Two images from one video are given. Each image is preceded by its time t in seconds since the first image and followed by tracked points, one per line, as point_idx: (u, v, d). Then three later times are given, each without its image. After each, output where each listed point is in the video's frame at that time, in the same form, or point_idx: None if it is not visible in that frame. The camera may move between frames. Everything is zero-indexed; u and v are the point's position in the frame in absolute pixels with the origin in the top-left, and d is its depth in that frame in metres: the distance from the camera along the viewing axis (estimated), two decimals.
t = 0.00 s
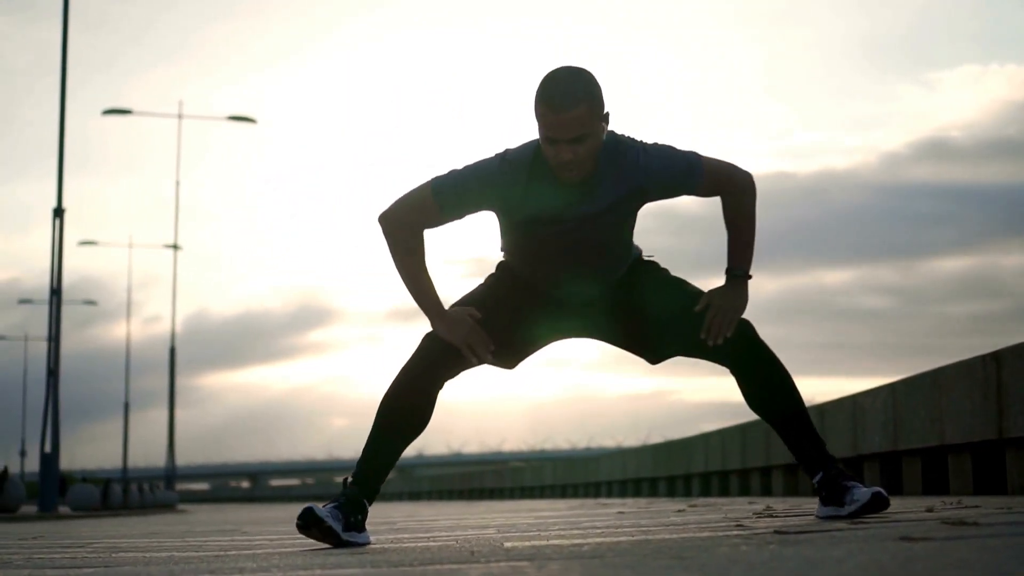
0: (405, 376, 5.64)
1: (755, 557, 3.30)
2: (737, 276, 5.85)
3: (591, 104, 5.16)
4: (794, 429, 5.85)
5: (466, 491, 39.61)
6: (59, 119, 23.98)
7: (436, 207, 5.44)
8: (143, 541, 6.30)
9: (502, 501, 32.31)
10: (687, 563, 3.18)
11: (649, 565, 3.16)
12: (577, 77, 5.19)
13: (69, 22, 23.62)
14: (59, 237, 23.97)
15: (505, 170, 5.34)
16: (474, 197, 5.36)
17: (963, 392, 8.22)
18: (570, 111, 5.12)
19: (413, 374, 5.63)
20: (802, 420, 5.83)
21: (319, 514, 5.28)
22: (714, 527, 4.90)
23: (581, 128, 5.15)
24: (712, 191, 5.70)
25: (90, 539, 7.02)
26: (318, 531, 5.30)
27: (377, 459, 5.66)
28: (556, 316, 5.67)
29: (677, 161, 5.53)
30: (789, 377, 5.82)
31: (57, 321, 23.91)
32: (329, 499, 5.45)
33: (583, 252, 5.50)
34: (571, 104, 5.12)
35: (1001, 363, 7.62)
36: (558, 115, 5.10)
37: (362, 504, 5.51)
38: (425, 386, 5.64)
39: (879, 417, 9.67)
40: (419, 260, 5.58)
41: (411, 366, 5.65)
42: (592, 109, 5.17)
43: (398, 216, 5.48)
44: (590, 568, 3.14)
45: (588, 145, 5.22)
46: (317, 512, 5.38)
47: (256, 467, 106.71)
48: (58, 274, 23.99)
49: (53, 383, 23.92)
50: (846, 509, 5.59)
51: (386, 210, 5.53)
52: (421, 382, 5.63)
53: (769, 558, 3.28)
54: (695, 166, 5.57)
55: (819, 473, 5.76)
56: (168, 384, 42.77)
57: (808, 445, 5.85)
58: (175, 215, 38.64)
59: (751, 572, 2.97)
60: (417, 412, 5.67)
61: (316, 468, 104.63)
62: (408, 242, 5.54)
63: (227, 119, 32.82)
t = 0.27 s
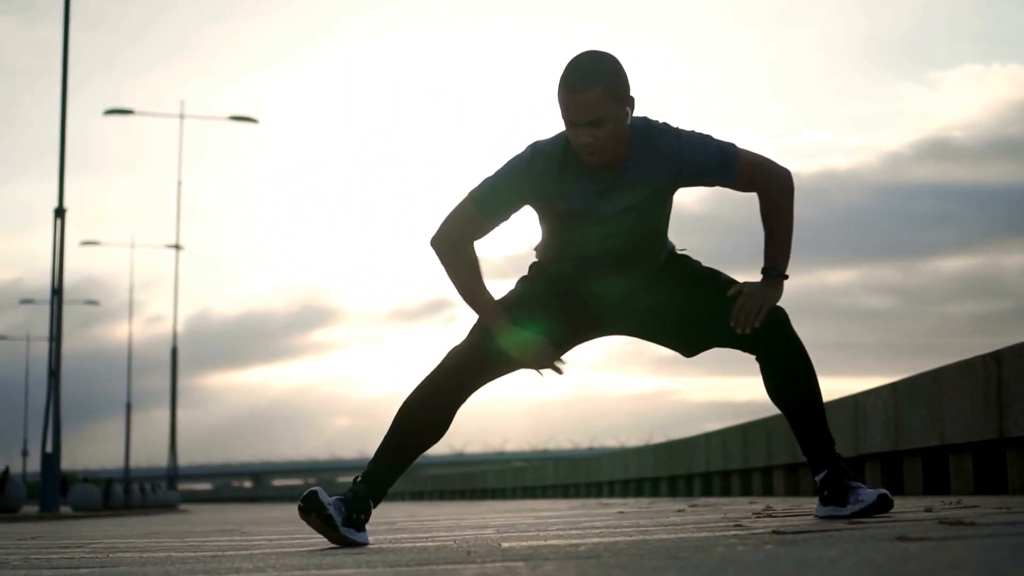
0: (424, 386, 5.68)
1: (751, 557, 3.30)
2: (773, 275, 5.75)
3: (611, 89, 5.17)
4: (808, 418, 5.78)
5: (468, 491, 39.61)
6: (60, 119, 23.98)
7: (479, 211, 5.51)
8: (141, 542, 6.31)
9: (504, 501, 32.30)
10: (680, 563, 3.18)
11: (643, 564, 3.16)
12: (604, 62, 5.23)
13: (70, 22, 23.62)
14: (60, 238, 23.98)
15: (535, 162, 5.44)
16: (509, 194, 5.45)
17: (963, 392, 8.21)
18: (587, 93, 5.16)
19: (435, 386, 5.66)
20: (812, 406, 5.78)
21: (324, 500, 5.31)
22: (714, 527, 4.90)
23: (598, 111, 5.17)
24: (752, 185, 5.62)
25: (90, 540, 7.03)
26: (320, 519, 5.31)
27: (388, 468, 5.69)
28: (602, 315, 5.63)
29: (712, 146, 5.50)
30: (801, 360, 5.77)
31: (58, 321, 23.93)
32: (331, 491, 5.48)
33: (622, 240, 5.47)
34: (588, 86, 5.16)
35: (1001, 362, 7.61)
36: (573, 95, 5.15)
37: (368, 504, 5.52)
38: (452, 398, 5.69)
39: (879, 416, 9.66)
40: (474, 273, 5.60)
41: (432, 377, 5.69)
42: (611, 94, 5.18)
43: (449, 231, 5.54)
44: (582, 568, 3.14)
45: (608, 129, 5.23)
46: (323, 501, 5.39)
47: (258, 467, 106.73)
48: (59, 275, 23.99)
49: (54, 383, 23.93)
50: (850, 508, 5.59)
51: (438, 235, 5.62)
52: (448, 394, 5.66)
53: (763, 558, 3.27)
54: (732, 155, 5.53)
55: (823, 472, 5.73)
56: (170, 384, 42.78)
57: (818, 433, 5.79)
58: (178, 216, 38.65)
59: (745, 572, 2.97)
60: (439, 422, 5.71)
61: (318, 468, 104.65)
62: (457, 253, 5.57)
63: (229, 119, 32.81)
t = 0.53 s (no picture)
0: (445, 397, 5.69)
1: (750, 558, 3.31)
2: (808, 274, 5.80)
3: (635, 85, 5.17)
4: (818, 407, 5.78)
5: (473, 491, 39.60)
6: (66, 120, 23.99)
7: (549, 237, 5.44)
8: (143, 542, 6.31)
9: (509, 501, 32.30)
10: (680, 563, 3.19)
11: (641, 565, 3.18)
12: (634, 60, 5.24)
13: (74, 22, 23.64)
14: (65, 238, 24.00)
15: (574, 172, 5.41)
16: (560, 212, 5.41)
17: (968, 392, 8.19)
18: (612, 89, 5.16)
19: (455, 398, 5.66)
20: (820, 395, 5.76)
21: (327, 486, 5.38)
22: (717, 528, 4.93)
23: (622, 107, 5.16)
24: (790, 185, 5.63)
25: (94, 540, 7.05)
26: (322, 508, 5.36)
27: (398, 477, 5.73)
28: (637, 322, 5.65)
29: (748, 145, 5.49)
30: (810, 349, 5.74)
31: (63, 322, 23.95)
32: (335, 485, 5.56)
33: (660, 243, 5.49)
34: (614, 82, 5.17)
35: (1006, 363, 7.60)
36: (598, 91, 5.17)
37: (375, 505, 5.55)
38: (472, 410, 5.70)
39: (884, 417, 9.65)
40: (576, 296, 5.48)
41: (452, 390, 5.69)
42: (636, 90, 5.18)
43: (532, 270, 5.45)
44: (581, 570, 3.14)
45: (634, 126, 5.22)
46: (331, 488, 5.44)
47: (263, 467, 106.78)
48: (63, 275, 24.00)
49: (59, 383, 23.95)
50: (853, 509, 5.55)
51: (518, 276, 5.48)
52: (467, 404, 5.67)
53: (762, 559, 3.28)
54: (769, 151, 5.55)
55: (828, 470, 5.70)
56: (175, 385, 42.80)
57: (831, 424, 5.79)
58: (183, 216, 38.66)
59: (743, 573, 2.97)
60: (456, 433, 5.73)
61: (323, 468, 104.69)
62: (540, 285, 5.48)
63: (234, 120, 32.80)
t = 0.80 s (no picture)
0: (462, 403, 5.71)
1: (749, 559, 3.33)
2: (837, 277, 5.88)
3: (658, 95, 5.22)
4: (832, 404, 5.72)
5: (478, 492, 39.61)
6: (71, 120, 24.02)
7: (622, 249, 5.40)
8: (147, 544, 6.33)
9: (515, 501, 32.30)
10: (678, 565, 3.19)
11: (640, 566, 3.19)
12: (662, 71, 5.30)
13: (80, 22, 23.65)
14: (70, 239, 24.02)
15: (614, 186, 5.43)
16: (614, 224, 5.38)
17: (973, 392, 8.18)
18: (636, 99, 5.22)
19: (470, 405, 5.67)
20: (828, 391, 5.71)
21: (330, 471, 5.49)
22: (717, 528, 4.97)
23: (644, 116, 5.20)
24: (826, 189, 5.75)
25: (100, 540, 7.07)
26: (322, 493, 5.45)
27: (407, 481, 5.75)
28: (660, 327, 5.68)
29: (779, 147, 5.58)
30: (819, 343, 5.70)
31: (68, 322, 23.97)
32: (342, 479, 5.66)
33: (696, 244, 5.48)
34: (638, 92, 5.22)
35: (1011, 364, 7.59)
36: (621, 100, 5.22)
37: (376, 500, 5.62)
38: (489, 419, 5.70)
39: (889, 417, 9.64)
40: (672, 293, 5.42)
41: (468, 397, 5.72)
42: (659, 100, 5.22)
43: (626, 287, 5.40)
44: (579, 571, 3.15)
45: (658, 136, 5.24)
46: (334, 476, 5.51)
47: (269, 467, 106.84)
48: (70, 276, 24.03)
49: (65, 384, 23.98)
50: (858, 510, 5.55)
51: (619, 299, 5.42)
52: (483, 412, 5.68)
53: (761, 561, 3.28)
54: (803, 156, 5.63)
55: (830, 472, 5.70)
56: (181, 385, 42.84)
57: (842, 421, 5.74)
58: (189, 217, 38.67)
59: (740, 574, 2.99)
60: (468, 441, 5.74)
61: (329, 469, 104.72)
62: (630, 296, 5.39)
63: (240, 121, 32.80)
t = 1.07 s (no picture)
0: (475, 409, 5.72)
1: (746, 560, 3.32)
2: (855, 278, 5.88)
3: (677, 117, 5.15)
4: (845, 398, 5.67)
5: (482, 492, 39.61)
6: (75, 121, 24.04)
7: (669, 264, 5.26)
8: (148, 543, 6.33)
9: (518, 502, 32.30)
10: (673, 566, 3.18)
11: (636, 566, 3.19)
12: (684, 92, 5.23)
13: (83, 22, 23.68)
14: (74, 239, 24.04)
15: (644, 205, 5.34)
16: (653, 240, 5.26)
17: (976, 392, 8.17)
18: (654, 122, 5.16)
19: (485, 411, 5.65)
20: (836, 386, 5.67)
21: (331, 459, 5.54)
22: (715, 528, 4.98)
23: (660, 138, 5.15)
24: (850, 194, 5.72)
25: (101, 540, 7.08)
26: (321, 480, 5.49)
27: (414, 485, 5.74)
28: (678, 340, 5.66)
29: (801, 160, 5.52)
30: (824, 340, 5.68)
31: (72, 323, 23.99)
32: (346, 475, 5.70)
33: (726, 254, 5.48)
34: (655, 114, 5.17)
35: (1013, 364, 7.58)
36: (641, 120, 5.17)
37: (376, 494, 5.66)
38: (501, 427, 5.68)
39: (892, 417, 9.62)
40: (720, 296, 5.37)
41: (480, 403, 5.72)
42: (678, 122, 5.16)
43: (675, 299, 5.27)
44: (574, 571, 3.14)
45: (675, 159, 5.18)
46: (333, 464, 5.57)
47: (273, 468, 106.88)
48: (74, 276, 24.04)
49: (69, 384, 24.00)
50: (859, 511, 5.55)
51: (669, 312, 5.30)
52: (496, 418, 5.65)
53: (756, 561, 3.27)
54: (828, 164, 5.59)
55: (831, 472, 5.69)
56: (185, 386, 42.88)
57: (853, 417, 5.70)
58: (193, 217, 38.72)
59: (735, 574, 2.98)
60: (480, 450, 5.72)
61: (333, 469, 104.76)
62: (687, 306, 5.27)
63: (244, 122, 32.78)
